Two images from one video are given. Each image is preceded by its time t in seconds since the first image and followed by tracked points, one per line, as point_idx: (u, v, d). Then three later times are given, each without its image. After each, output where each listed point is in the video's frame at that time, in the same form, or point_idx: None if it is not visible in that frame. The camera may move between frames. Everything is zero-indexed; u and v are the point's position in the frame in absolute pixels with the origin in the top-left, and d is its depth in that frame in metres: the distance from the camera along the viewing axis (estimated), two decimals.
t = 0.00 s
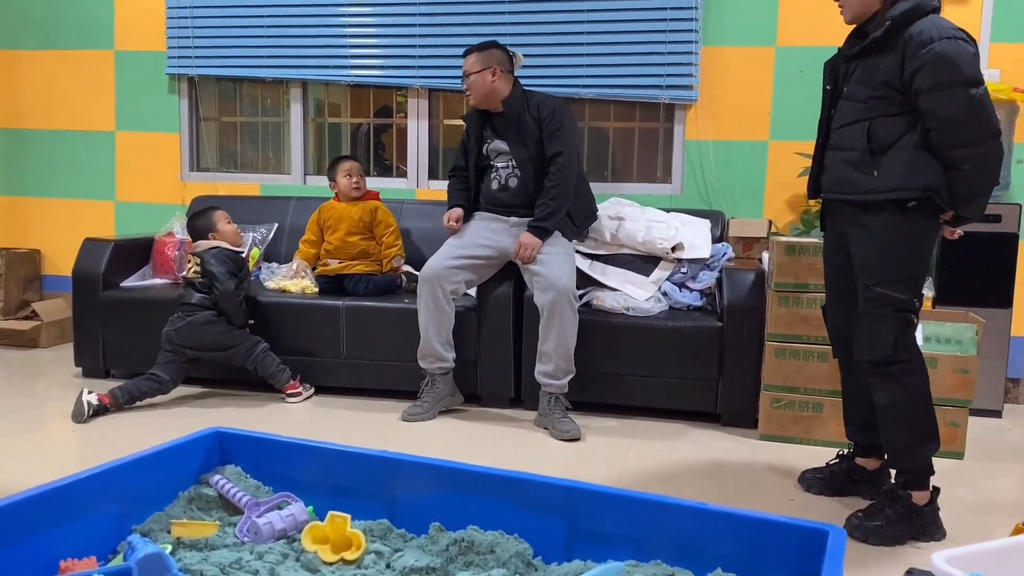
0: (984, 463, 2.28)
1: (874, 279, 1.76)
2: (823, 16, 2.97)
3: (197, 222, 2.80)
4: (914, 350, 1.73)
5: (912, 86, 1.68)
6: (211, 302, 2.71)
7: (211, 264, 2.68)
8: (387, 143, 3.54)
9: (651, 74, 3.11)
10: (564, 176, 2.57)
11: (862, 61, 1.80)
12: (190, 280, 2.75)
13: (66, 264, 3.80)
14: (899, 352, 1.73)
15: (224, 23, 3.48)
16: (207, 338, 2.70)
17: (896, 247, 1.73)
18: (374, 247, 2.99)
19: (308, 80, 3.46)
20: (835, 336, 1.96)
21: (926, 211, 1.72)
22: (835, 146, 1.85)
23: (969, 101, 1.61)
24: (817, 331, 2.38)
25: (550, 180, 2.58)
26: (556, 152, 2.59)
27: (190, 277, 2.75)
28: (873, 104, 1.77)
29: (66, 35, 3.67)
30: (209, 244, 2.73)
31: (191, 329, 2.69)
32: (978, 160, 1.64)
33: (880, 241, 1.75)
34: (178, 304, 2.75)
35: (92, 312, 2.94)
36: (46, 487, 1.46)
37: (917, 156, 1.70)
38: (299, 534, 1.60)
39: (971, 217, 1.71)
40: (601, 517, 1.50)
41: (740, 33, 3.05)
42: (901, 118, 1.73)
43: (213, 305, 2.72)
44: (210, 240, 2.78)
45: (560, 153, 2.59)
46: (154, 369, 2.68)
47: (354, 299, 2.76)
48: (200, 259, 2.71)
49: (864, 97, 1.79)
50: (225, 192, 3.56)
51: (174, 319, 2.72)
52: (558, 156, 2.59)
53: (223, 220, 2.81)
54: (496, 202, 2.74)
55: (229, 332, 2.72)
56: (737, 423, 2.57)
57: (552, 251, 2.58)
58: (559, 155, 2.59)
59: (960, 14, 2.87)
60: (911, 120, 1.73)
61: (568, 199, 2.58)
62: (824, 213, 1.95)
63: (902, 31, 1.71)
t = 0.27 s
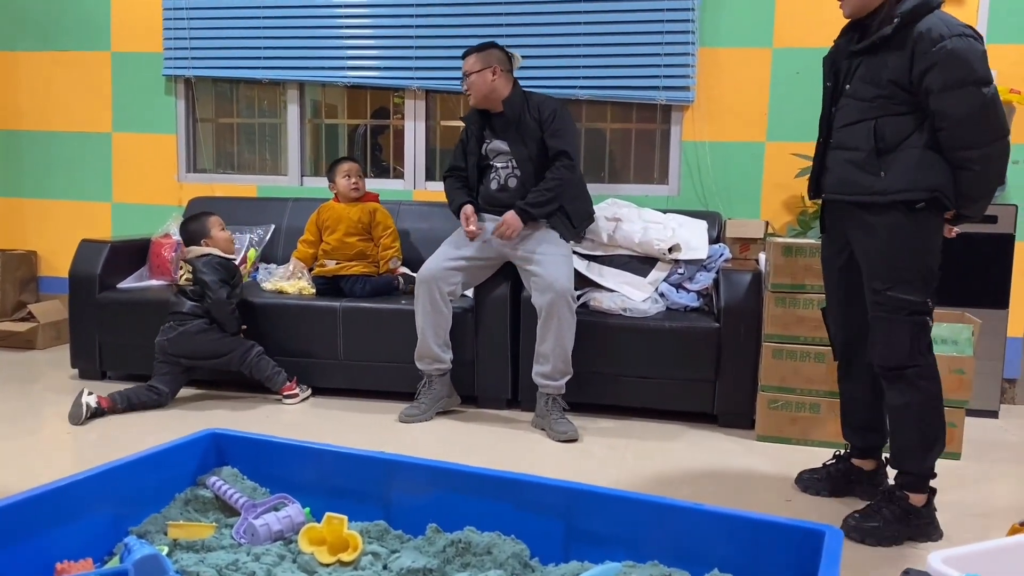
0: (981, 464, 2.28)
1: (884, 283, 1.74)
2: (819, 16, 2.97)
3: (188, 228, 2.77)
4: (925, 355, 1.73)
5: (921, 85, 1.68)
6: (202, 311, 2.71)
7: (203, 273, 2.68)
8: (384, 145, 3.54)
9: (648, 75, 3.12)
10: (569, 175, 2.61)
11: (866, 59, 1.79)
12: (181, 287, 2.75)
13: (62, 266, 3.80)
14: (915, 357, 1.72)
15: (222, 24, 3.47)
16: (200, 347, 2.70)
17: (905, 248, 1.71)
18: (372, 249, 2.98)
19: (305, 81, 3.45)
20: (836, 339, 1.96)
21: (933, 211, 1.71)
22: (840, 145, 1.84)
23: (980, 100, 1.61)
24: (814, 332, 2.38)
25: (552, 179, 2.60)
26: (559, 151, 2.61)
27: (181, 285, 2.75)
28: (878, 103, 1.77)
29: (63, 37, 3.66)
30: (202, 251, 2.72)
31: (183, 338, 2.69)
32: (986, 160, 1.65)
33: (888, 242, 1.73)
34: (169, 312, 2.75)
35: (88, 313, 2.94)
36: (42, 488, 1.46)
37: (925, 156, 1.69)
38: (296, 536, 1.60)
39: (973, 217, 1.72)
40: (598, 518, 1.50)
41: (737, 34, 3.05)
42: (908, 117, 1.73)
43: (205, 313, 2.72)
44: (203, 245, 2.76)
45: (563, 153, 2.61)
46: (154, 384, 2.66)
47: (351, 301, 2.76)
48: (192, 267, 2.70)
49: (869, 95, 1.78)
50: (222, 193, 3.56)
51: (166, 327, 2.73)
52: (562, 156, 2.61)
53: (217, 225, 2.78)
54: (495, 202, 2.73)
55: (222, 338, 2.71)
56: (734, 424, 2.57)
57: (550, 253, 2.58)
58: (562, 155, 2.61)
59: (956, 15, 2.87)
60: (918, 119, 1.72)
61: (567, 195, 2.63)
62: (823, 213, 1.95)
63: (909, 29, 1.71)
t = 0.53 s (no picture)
0: (977, 464, 2.28)
1: (881, 285, 1.74)
2: (814, 17, 2.97)
3: (172, 234, 2.73)
4: (923, 356, 1.73)
5: (918, 85, 1.68)
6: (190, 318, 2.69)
7: (189, 280, 2.66)
8: (380, 146, 3.54)
9: (644, 76, 3.12)
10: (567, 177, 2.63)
11: (862, 59, 1.79)
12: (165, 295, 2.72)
13: (58, 267, 3.79)
14: (913, 358, 1.72)
15: (218, 25, 3.47)
16: (189, 355, 2.68)
17: (902, 249, 1.72)
18: (368, 250, 2.98)
19: (301, 83, 3.45)
20: (834, 341, 1.96)
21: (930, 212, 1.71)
22: (836, 146, 1.84)
23: (978, 100, 1.62)
24: (810, 332, 2.39)
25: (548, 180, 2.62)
26: (556, 154, 2.62)
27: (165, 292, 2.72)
28: (875, 103, 1.77)
29: (58, 38, 3.66)
30: (187, 258, 2.69)
31: (172, 346, 2.67)
32: (984, 161, 1.65)
33: (886, 243, 1.73)
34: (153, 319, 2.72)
35: (84, 315, 2.93)
36: (37, 489, 1.45)
37: (922, 156, 1.70)
38: (291, 537, 1.59)
39: (970, 218, 1.72)
40: (594, 518, 1.50)
41: (732, 35, 3.06)
42: (904, 117, 1.74)
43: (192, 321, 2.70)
44: (186, 252, 2.72)
45: (560, 156, 2.63)
46: (149, 392, 2.65)
47: (347, 302, 2.76)
48: (178, 274, 2.68)
49: (865, 96, 1.78)
50: (218, 195, 3.55)
51: (152, 334, 2.70)
52: (558, 158, 2.62)
53: (202, 231, 2.74)
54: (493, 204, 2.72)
55: (211, 346, 2.70)
56: (730, 425, 2.57)
57: (547, 254, 2.58)
58: (559, 158, 2.62)
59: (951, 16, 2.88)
60: (914, 119, 1.73)
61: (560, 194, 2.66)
62: (819, 214, 1.95)
63: (905, 29, 1.71)
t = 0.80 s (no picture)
0: (971, 465, 2.28)
1: (872, 286, 1.74)
2: (809, 17, 2.98)
3: (165, 238, 2.72)
4: (916, 356, 1.73)
5: (907, 84, 1.68)
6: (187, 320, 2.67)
7: (189, 283, 2.65)
8: (375, 147, 3.53)
9: (639, 77, 3.12)
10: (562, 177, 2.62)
11: (853, 60, 1.80)
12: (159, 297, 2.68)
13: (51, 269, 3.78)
14: (906, 359, 1.72)
15: (211, 26, 3.46)
16: (189, 357, 2.64)
17: (893, 249, 1.72)
18: (363, 251, 2.99)
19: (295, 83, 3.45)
20: (830, 342, 1.96)
21: (923, 212, 1.71)
22: (828, 146, 1.85)
23: (966, 99, 1.61)
24: (805, 333, 2.39)
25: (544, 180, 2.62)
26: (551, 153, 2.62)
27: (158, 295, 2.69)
28: (865, 103, 1.77)
29: (52, 38, 3.65)
30: (183, 261, 2.68)
31: (171, 347, 2.63)
32: (974, 159, 1.65)
33: (878, 244, 1.73)
34: (148, 321, 2.67)
35: (77, 316, 2.92)
36: (28, 492, 1.44)
37: (913, 155, 1.70)
38: (284, 539, 1.59)
39: (965, 218, 1.72)
40: (588, 520, 1.50)
41: (727, 36, 3.06)
42: (895, 116, 1.74)
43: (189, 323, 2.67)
44: (181, 256, 2.71)
45: (556, 155, 2.62)
46: (144, 397, 2.64)
47: (341, 303, 2.75)
48: (175, 276, 2.66)
49: (856, 96, 1.79)
50: (212, 196, 3.54)
51: (148, 336, 2.65)
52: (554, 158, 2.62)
53: (194, 234, 2.73)
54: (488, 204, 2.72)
55: (210, 348, 2.67)
56: (725, 426, 2.57)
57: (542, 255, 2.58)
58: (555, 157, 2.62)
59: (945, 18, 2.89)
60: (905, 119, 1.73)
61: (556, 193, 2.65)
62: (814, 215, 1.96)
63: (894, 28, 1.71)
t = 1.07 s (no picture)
0: (965, 465, 2.29)
1: (864, 287, 1.75)
2: (803, 19, 2.99)
3: (164, 241, 2.71)
4: (909, 357, 1.73)
5: (895, 85, 1.69)
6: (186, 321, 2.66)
7: (189, 285, 2.65)
8: (370, 148, 3.54)
9: (634, 79, 3.13)
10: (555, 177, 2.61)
11: (843, 62, 1.81)
12: (156, 298, 2.67)
13: (45, 270, 3.76)
14: (898, 359, 1.72)
15: (206, 27, 3.46)
16: (189, 358, 2.63)
17: (884, 250, 1.72)
18: (358, 252, 2.98)
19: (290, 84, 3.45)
20: (825, 343, 1.97)
21: (914, 212, 1.71)
22: (820, 148, 1.86)
23: (953, 99, 1.61)
24: (799, 334, 2.39)
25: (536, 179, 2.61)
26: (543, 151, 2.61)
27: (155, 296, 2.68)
28: (855, 105, 1.78)
29: (46, 39, 3.64)
30: (181, 263, 2.68)
31: (171, 348, 2.62)
32: (965, 159, 1.64)
33: (870, 245, 1.74)
34: (146, 321, 2.65)
35: (72, 318, 2.92)
36: (23, 494, 1.44)
37: (903, 156, 1.70)
38: (280, 540, 1.59)
39: (958, 217, 1.72)
40: (583, 520, 1.50)
41: (721, 38, 3.07)
42: (884, 117, 1.74)
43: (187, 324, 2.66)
44: (180, 259, 2.71)
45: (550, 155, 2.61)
46: (140, 401, 2.63)
47: (337, 304, 2.75)
48: (174, 278, 2.66)
49: (846, 98, 1.80)
50: (207, 197, 3.54)
51: (147, 337, 2.63)
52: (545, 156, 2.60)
53: (197, 240, 2.74)
54: (483, 204, 2.71)
55: (208, 350, 2.66)
56: (720, 426, 2.58)
57: (536, 256, 2.58)
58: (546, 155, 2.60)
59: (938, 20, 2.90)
60: (894, 120, 1.73)
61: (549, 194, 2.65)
62: (809, 217, 1.96)
63: (882, 30, 1.72)
